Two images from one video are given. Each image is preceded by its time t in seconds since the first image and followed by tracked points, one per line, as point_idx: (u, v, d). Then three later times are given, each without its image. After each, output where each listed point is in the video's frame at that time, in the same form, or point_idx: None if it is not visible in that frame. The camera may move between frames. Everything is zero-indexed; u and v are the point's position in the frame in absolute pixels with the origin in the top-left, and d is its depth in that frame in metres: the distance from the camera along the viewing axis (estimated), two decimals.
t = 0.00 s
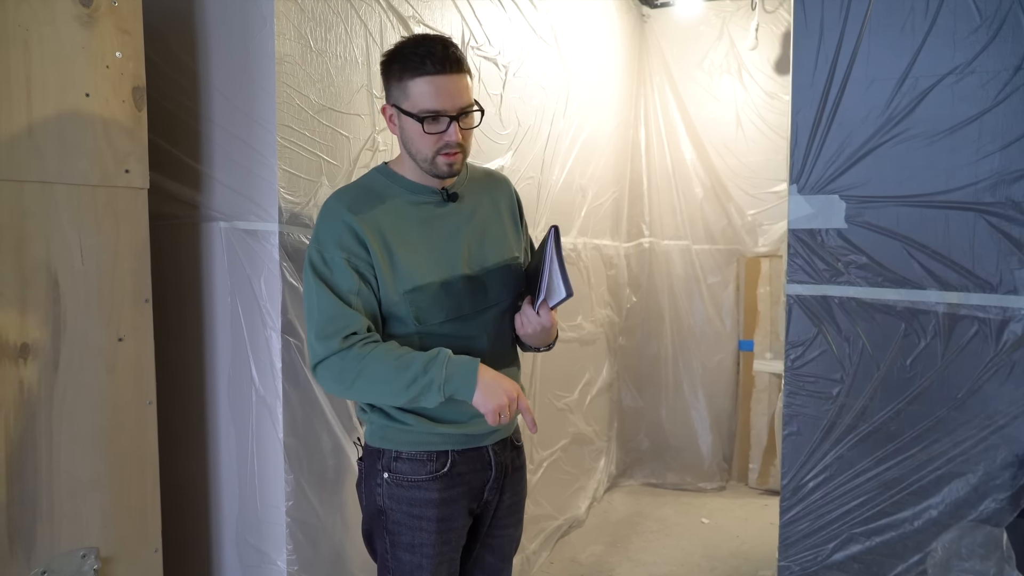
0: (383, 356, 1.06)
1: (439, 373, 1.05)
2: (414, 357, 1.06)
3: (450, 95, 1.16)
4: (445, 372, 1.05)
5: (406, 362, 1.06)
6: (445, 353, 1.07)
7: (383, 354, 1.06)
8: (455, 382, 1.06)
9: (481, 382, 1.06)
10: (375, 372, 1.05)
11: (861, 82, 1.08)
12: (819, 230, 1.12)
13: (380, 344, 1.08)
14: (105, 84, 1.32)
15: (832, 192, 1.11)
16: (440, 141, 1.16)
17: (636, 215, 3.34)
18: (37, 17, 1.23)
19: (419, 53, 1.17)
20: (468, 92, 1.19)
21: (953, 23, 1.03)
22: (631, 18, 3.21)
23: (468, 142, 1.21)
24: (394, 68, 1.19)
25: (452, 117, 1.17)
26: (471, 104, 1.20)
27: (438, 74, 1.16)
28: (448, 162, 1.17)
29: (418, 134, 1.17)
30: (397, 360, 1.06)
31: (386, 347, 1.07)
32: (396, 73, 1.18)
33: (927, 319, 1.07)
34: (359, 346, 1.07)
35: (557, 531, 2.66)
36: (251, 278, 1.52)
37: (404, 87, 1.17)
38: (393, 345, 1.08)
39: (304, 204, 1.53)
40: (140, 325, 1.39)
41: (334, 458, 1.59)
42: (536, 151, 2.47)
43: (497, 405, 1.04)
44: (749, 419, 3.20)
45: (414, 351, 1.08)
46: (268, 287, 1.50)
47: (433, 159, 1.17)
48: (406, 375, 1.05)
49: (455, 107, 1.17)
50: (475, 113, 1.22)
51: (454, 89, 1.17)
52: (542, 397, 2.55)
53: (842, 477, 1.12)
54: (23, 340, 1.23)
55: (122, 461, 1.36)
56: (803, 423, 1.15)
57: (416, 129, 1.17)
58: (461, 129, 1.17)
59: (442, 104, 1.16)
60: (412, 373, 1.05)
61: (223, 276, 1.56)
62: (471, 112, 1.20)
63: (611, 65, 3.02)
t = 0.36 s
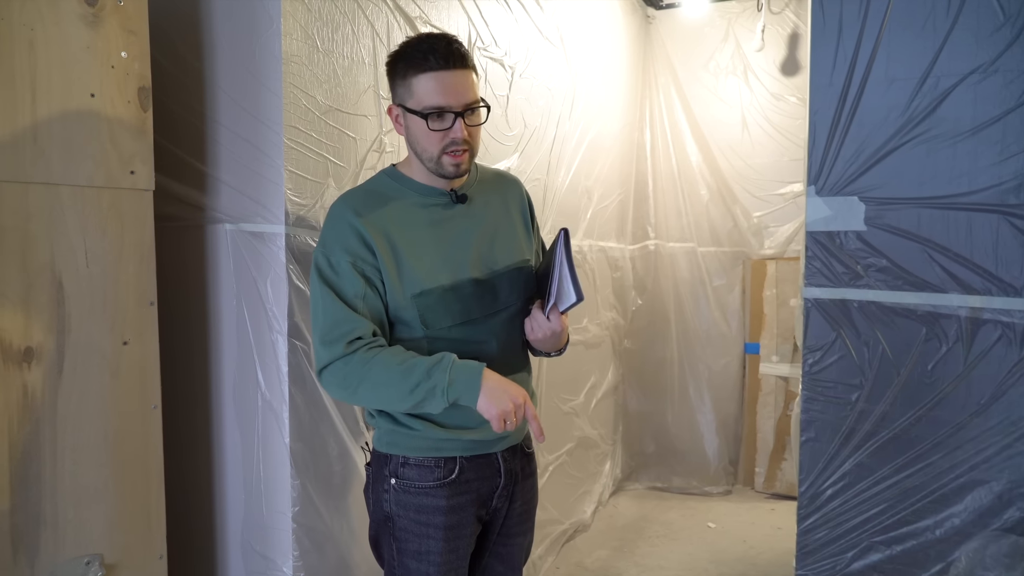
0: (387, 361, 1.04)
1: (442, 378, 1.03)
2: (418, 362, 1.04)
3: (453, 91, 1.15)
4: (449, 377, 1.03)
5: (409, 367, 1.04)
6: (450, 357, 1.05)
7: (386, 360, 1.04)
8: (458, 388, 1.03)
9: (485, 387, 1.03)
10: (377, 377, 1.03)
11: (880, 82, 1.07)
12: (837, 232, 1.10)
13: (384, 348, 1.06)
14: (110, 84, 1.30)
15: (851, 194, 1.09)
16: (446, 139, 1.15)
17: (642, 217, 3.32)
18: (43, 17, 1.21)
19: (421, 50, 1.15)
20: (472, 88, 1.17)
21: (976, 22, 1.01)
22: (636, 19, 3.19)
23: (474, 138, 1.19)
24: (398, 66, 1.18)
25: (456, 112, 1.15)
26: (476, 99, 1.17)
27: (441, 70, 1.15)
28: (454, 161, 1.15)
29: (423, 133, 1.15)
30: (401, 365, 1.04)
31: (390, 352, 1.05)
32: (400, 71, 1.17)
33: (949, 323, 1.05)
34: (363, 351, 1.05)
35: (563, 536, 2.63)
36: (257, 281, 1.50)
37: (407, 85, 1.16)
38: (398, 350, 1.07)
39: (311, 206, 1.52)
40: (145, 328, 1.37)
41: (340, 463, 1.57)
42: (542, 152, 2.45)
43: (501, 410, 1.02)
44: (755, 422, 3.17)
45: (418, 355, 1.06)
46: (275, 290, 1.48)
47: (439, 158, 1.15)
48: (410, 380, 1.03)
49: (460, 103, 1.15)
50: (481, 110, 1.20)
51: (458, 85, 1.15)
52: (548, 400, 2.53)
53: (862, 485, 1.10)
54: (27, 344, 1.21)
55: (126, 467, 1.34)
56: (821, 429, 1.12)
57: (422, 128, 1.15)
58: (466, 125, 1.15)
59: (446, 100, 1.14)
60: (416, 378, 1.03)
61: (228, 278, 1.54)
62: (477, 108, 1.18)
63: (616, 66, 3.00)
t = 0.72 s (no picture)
0: (395, 362, 1.02)
1: (454, 379, 1.01)
2: (428, 363, 1.02)
3: (456, 84, 1.13)
4: (460, 378, 1.01)
5: (419, 367, 1.02)
6: (460, 358, 1.04)
7: (396, 361, 1.02)
8: (470, 389, 1.01)
9: (498, 388, 1.01)
10: (386, 378, 1.01)
11: (898, 81, 1.05)
12: (854, 233, 1.09)
13: (393, 349, 1.04)
14: (116, 84, 1.28)
15: (868, 194, 1.07)
16: (449, 133, 1.13)
17: (646, 219, 3.30)
18: (48, 17, 1.20)
19: (423, 43, 1.14)
20: (477, 79, 1.15)
21: (996, 20, 1.00)
22: (641, 20, 3.18)
23: (480, 132, 1.17)
24: (402, 60, 1.16)
25: (460, 106, 1.13)
26: (481, 91, 1.15)
27: (443, 63, 1.13)
28: (459, 156, 1.14)
29: (427, 128, 1.14)
30: (410, 366, 1.02)
31: (399, 353, 1.03)
32: (404, 65, 1.16)
33: (968, 326, 1.03)
34: (371, 352, 1.03)
35: (568, 539, 2.61)
36: (264, 283, 1.49)
37: (410, 79, 1.15)
38: (406, 351, 1.05)
39: (317, 207, 1.50)
40: (151, 331, 1.35)
41: (346, 466, 1.55)
42: (547, 154, 2.44)
43: (516, 411, 1.00)
44: (761, 424, 3.14)
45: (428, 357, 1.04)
46: (281, 292, 1.46)
47: (444, 153, 1.14)
48: (421, 382, 1.01)
49: (462, 95, 1.13)
50: (488, 102, 1.17)
51: (461, 77, 1.13)
52: (553, 403, 2.51)
53: (879, 490, 1.09)
54: (32, 346, 1.20)
55: (131, 471, 1.33)
56: (837, 433, 1.11)
57: (425, 123, 1.14)
58: (470, 119, 1.14)
59: (448, 93, 1.13)
60: (426, 378, 1.01)
61: (234, 280, 1.53)
62: (482, 101, 1.16)
63: (621, 66, 2.98)
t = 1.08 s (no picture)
0: (386, 370, 1.00)
1: (445, 391, 0.98)
2: (419, 371, 1.00)
3: (455, 80, 1.12)
4: (452, 390, 0.98)
5: (411, 377, 0.99)
6: (453, 369, 1.01)
7: (386, 369, 1.00)
8: (461, 401, 0.98)
9: (490, 402, 0.98)
10: (375, 386, 0.99)
11: (911, 83, 1.04)
12: (867, 236, 1.07)
13: (384, 356, 1.02)
14: (120, 86, 1.28)
15: (881, 197, 1.06)
16: (446, 130, 1.12)
17: (650, 221, 3.29)
18: (52, 18, 1.19)
19: (425, 40, 1.13)
20: (478, 77, 1.14)
21: (1011, 21, 0.98)
22: (644, 22, 3.17)
23: (480, 130, 1.15)
24: (404, 57, 1.16)
25: (459, 104, 1.12)
26: (482, 89, 1.14)
27: (443, 59, 1.12)
28: (456, 154, 1.13)
29: (426, 125, 1.13)
30: (402, 375, 0.99)
31: (390, 360, 1.01)
32: (405, 62, 1.15)
33: (983, 330, 1.02)
34: (361, 359, 1.01)
35: (572, 542, 2.59)
36: (268, 286, 1.48)
37: (411, 76, 1.14)
38: (399, 359, 1.03)
39: (322, 209, 1.49)
40: (154, 334, 1.34)
41: (351, 471, 1.54)
42: (551, 156, 2.43)
43: (509, 425, 0.97)
44: (765, 427, 3.13)
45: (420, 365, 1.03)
46: (285, 294, 1.45)
47: (441, 151, 1.13)
48: (411, 391, 0.98)
49: (461, 93, 1.12)
50: (490, 101, 1.16)
51: (460, 74, 1.12)
52: (557, 405, 2.50)
53: (892, 496, 1.07)
54: (35, 350, 1.19)
55: (135, 476, 1.32)
56: (848, 438, 1.10)
57: (423, 120, 1.14)
58: (468, 117, 1.12)
59: (447, 90, 1.11)
60: (417, 389, 0.99)
61: (238, 283, 1.52)
62: (482, 100, 1.14)
63: (624, 67, 2.97)
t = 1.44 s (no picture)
0: (343, 375, 1.00)
1: (399, 397, 0.97)
2: (376, 374, 1.00)
3: (440, 70, 1.11)
4: (406, 397, 0.97)
5: (367, 381, 0.99)
6: (411, 371, 0.99)
7: (345, 373, 1.00)
8: (418, 406, 0.97)
9: (446, 403, 0.95)
10: (334, 392, 1.00)
11: (922, 84, 1.03)
12: (877, 239, 1.06)
13: (347, 358, 1.02)
14: (121, 87, 1.27)
15: (891, 200, 1.05)
16: (431, 120, 1.11)
17: (652, 222, 3.28)
18: (53, 18, 1.18)
19: (414, 32, 1.13)
20: (466, 68, 1.12)
21: None
22: (647, 23, 3.16)
23: (467, 123, 1.13)
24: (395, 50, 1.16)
25: (444, 94, 1.11)
26: (469, 80, 1.12)
27: (430, 48, 1.11)
28: (440, 146, 1.11)
29: (411, 116, 1.12)
30: (359, 379, 0.99)
31: (349, 365, 1.00)
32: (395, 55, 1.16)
33: (994, 334, 1.01)
34: (323, 363, 1.02)
35: (574, 545, 2.58)
36: (270, 288, 1.47)
37: (399, 67, 1.14)
38: (360, 360, 1.02)
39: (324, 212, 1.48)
40: (156, 337, 1.33)
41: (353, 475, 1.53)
42: (554, 157, 2.42)
43: (469, 421, 0.93)
44: (767, 430, 3.11)
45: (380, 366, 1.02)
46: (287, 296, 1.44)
47: (426, 143, 1.12)
48: (368, 395, 0.98)
49: (446, 82, 1.11)
50: (478, 94, 1.14)
51: (446, 64, 1.11)
52: (559, 408, 2.49)
53: (902, 502, 1.06)
54: (36, 354, 1.18)
55: (135, 480, 1.31)
56: (858, 443, 1.09)
57: (408, 110, 1.13)
58: (452, 107, 1.11)
59: (432, 79, 1.11)
60: (373, 396, 0.98)
61: (241, 287, 1.51)
62: (469, 91, 1.13)
63: (626, 68, 2.96)
